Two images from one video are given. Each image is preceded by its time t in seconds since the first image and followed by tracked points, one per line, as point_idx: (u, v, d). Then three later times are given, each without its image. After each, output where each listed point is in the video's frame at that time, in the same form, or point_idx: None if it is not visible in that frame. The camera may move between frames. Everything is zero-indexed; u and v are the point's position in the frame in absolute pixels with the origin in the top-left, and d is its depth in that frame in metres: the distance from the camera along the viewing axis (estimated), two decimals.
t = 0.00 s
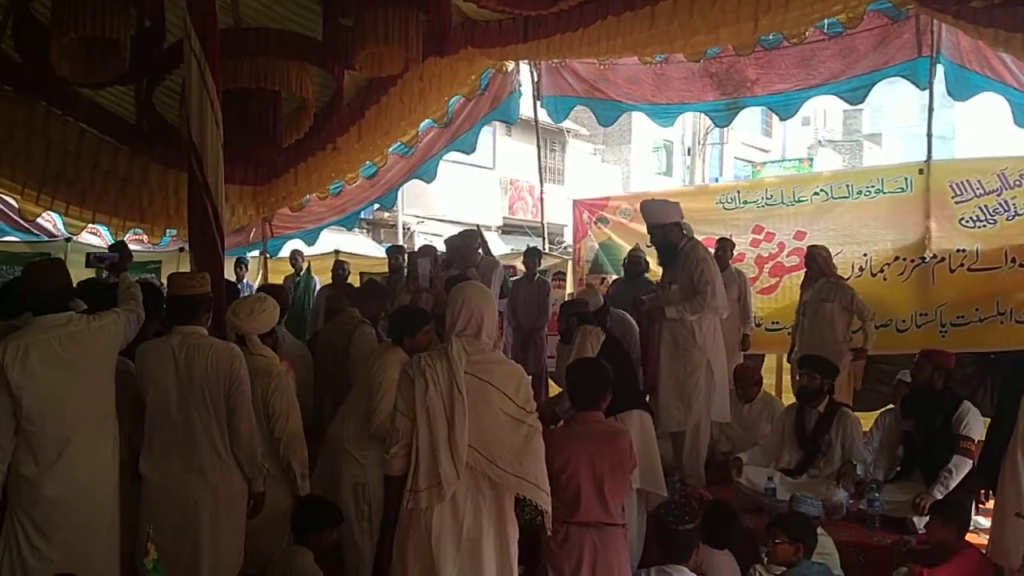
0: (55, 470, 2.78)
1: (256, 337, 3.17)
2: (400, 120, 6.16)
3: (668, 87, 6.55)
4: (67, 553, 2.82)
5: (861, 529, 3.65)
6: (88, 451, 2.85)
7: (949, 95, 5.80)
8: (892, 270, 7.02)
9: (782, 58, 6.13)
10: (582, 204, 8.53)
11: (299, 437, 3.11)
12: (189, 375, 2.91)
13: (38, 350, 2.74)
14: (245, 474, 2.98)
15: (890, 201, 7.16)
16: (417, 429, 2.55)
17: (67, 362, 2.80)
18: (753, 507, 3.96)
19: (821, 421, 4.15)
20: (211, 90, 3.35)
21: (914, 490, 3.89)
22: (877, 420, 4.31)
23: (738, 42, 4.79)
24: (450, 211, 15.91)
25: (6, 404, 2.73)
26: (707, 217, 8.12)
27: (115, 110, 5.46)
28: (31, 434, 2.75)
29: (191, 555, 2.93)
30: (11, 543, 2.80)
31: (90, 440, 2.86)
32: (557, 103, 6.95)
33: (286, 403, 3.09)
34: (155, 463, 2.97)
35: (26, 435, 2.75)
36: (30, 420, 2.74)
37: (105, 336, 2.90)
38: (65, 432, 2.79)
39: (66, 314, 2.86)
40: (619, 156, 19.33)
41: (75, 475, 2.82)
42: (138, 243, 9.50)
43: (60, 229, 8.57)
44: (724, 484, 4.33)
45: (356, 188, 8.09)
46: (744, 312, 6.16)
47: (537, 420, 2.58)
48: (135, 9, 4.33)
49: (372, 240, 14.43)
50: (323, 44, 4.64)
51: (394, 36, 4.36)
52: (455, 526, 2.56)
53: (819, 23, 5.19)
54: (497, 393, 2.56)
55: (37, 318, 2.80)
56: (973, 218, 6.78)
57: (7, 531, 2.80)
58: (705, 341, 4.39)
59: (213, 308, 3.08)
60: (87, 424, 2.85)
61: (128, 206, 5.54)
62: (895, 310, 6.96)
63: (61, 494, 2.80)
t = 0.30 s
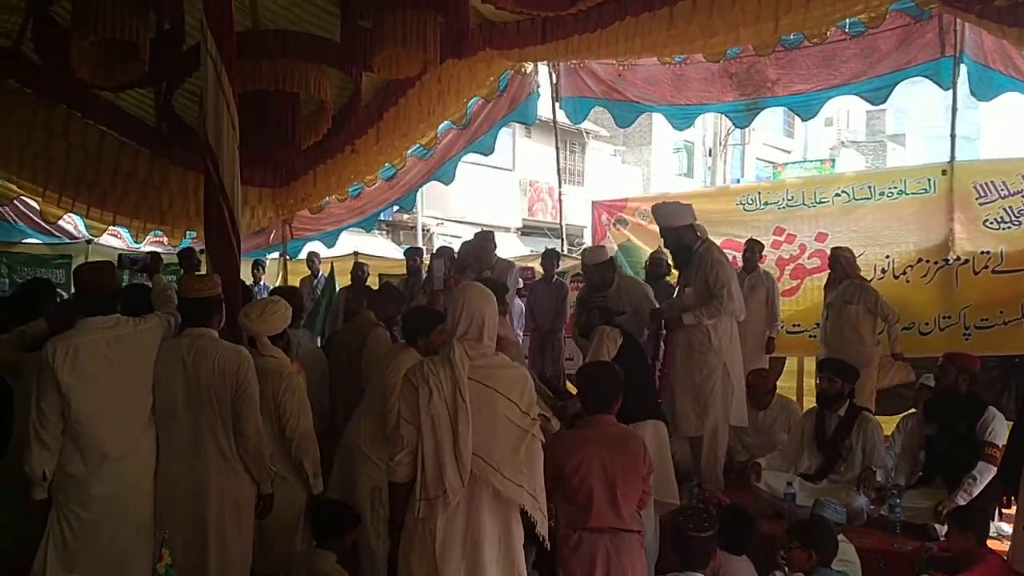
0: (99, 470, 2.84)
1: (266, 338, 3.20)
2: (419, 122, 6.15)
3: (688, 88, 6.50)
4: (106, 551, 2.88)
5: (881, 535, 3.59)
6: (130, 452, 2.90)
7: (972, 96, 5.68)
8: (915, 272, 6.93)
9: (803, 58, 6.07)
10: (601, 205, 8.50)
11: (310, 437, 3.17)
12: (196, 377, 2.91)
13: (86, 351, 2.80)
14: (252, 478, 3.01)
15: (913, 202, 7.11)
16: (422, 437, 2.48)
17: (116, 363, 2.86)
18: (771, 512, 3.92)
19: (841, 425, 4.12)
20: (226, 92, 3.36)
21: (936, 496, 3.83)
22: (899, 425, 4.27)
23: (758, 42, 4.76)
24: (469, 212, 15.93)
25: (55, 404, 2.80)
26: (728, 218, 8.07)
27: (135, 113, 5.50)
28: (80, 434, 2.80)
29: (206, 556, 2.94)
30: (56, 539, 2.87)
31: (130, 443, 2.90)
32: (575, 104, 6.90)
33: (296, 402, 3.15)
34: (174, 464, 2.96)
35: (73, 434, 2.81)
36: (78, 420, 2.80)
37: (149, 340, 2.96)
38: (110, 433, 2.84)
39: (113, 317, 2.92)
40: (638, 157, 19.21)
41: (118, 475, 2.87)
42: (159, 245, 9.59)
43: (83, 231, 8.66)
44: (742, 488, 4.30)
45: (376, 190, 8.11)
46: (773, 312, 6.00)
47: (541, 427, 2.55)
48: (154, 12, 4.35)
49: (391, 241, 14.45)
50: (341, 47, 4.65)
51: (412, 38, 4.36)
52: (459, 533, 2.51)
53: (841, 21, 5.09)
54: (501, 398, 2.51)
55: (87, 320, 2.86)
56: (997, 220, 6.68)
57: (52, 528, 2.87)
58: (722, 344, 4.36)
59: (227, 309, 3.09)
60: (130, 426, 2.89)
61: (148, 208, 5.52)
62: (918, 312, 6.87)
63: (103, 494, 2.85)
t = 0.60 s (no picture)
0: (148, 471, 2.91)
1: (305, 342, 3.24)
2: (455, 126, 6.16)
3: (726, 89, 6.43)
4: (155, 551, 2.95)
5: (923, 544, 3.50)
6: (179, 453, 2.97)
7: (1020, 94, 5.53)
8: (959, 275, 6.76)
9: (843, 58, 5.96)
10: (637, 207, 8.45)
11: (348, 439, 3.17)
12: (239, 381, 2.94)
13: (135, 356, 2.88)
14: (283, 487, 2.99)
15: (957, 203, 6.96)
16: (447, 443, 2.44)
17: (164, 364, 2.93)
18: (809, 519, 3.86)
19: (881, 431, 4.04)
20: (261, 98, 3.39)
21: (980, 504, 3.73)
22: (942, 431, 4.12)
23: (798, 42, 4.69)
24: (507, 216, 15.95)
25: (106, 408, 2.87)
26: (766, 221, 7.98)
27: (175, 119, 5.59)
28: (130, 437, 2.88)
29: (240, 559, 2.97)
30: (108, 541, 2.93)
31: (178, 445, 2.97)
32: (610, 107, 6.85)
33: (336, 407, 3.15)
34: (211, 467, 3.00)
35: (123, 438, 2.89)
36: (126, 422, 2.87)
37: (196, 343, 3.03)
38: (156, 433, 2.92)
39: (159, 322, 3.00)
40: (677, 160, 19.08)
41: (168, 476, 2.94)
42: (200, 249, 9.74)
43: (124, 236, 8.79)
44: (780, 495, 4.25)
45: (412, 194, 8.13)
46: (821, 318, 5.97)
47: (565, 434, 2.55)
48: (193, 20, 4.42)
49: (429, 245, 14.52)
50: (377, 52, 4.68)
51: (448, 42, 4.37)
52: (485, 538, 2.47)
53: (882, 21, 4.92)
54: (525, 401, 2.49)
55: (133, 326, 2.94)
56: None
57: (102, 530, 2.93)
58: (755, 351, 4.30)
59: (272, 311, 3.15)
60: (178, 429, 2.97)
61: (188, 213, 5.66)
62: (963, 315, 6.71)
63: (153, 495, 2.92)
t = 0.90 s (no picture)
0: (178, 471, 2.95)
1: (338, 346, 3.32)
2: (478, 128, 6.16)
3: (751, 90, 6.39)
4: (183, 552, 2.98)
5: (950, 550, 3.48)
6: (209, 453, 2.99)
7: None
8: (989, 277, 6.69)
9: (871, 57, 5.88)
10: (661, 209, 8.41)
11: (382, 445, 3.17)
12: (277, 386, 2.96)
13: (166, 357, 2.92)
14: (325, 489, 3.00)
15: (987, 204, 6.85)
16: (461, 446, 2.42)
17: (196, 366, 2.97)
18: (834, 524, 3.82)
19: (907, 435, 3.98)
20: (283, 101, 3.41)
21: (1011, 508, 3.69)
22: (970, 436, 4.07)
23: (825, 41, 4.65)
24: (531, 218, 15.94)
25: (138, 407, 2.90)
26: (792, 222, 7.92)
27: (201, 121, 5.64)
28: (161, 437, 2.92)
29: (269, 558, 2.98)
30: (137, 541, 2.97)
31: (207, 446, 2.99)
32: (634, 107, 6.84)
33: (368, 412, 3.16)
34: (247, 469, 3.03)
35: (156, 438, 2.92)
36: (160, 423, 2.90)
37: (225, 343, 3.06)
38: (190, 434, 2.95)
39: (191, 323, 3.04)
40: (703, 161, 18.96)
41: (197, 476, 2.96)
42: (226, 251, 9.83)
43: (151, 238, 8.90)
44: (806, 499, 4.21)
45: (437, 195, 8.10)
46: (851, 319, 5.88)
47: (579, 438, 2.53)
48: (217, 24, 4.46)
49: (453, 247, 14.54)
50: (401, 55, 4.68)
51: (470, 44, 4.37)
52: (499, 539, 2.44)
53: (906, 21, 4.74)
54: (541, 405, 2.47)
55: (163, 328, 2.98)
56: None
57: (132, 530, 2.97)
58: (775, 352, 4.26)
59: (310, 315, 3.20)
60: (210, 430, 2.99)
61: (214, 215, 5.74)
62: (993, 318, 6.63)
63: (180, 495, 2.95)
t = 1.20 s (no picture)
0: (198, 468, 2.96)
1: (368, 345, 3.28)
2: (499, 128, 6.15)
3: (773, 88, 6.31)
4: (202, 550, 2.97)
5: (972, 555, 3.52)
6: (229, 451, 3.02)
7: None
8: (1015, 278, 6.62)
9: (894, 56, 5.80)
10: (683, 209, 8.37)
11: (408, 446, 3.19)
12: (296, 387, 2.98)
13: (190, 355, 2.93)
14: (342, 486, 3.02)
15: (1014, 203, 6.80)
16: (473, 448, 2.39)
17: (218, 365, 2.99)
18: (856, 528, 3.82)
19: (929, 438, 3.94)
20: (300, 101, 3.43)
21: None
22: (994, 437, 4.00)
23: (848, 40, 4.60)
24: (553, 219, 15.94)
25: (162, 405, 2.92)
26: (815, 222, 7.88)
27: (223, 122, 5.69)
28: (184, 435, 2.93)
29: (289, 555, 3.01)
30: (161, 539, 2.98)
31: (226, 444, 3.01)
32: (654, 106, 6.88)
33: (396, 413, 3.17)
34: (268, 467, 3.06)
35: (179, 436, 2.93)
36: (181, 421, 2.92)
37: (247, 343, 3.09)
38: (209, 432, 2.97)
39: (214, 322, 3.06)
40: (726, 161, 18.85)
41: (217, 473, 2.99)
42: (249, 251, 9.91)
43: (175, 238, 8.98)
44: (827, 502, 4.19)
45: (457, 195, 8.10)
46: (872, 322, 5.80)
47: (591, 438, 2.50)
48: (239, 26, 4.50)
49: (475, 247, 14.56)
50: (422, 56, 4.69)
51: (491, 45, 4.37)
52: (511, 544, 2.38)
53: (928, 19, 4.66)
54: (553, 405, 2.43)
55: (190, 326, 3.00)
56: None
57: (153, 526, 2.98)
58: (789, 350, 4.27)
59: (332, 315, 3.20)
60: (230, 428, 3.02)
61: (236, 214, 5.76)
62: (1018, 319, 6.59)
63: (200, 492, 2.96)
